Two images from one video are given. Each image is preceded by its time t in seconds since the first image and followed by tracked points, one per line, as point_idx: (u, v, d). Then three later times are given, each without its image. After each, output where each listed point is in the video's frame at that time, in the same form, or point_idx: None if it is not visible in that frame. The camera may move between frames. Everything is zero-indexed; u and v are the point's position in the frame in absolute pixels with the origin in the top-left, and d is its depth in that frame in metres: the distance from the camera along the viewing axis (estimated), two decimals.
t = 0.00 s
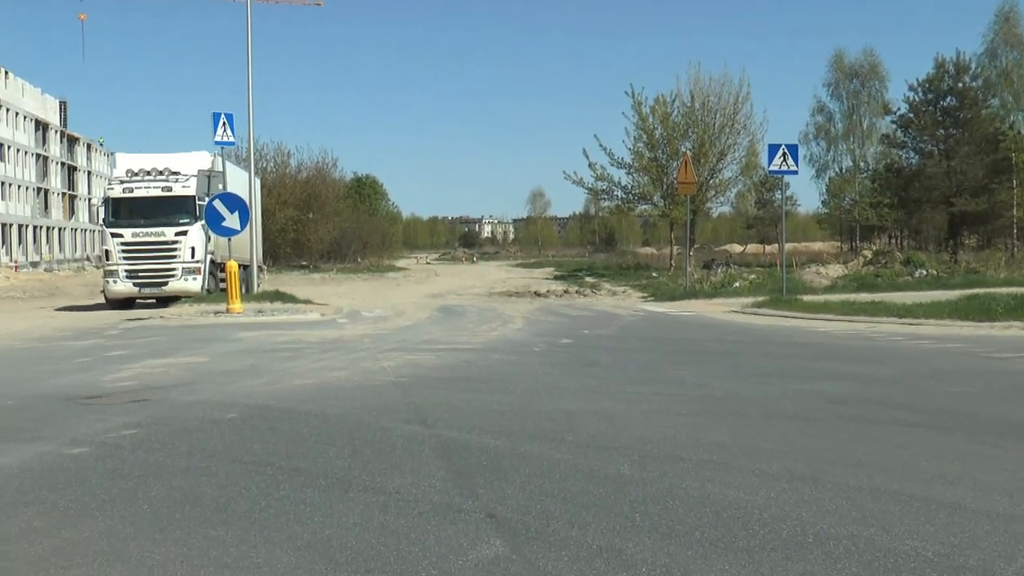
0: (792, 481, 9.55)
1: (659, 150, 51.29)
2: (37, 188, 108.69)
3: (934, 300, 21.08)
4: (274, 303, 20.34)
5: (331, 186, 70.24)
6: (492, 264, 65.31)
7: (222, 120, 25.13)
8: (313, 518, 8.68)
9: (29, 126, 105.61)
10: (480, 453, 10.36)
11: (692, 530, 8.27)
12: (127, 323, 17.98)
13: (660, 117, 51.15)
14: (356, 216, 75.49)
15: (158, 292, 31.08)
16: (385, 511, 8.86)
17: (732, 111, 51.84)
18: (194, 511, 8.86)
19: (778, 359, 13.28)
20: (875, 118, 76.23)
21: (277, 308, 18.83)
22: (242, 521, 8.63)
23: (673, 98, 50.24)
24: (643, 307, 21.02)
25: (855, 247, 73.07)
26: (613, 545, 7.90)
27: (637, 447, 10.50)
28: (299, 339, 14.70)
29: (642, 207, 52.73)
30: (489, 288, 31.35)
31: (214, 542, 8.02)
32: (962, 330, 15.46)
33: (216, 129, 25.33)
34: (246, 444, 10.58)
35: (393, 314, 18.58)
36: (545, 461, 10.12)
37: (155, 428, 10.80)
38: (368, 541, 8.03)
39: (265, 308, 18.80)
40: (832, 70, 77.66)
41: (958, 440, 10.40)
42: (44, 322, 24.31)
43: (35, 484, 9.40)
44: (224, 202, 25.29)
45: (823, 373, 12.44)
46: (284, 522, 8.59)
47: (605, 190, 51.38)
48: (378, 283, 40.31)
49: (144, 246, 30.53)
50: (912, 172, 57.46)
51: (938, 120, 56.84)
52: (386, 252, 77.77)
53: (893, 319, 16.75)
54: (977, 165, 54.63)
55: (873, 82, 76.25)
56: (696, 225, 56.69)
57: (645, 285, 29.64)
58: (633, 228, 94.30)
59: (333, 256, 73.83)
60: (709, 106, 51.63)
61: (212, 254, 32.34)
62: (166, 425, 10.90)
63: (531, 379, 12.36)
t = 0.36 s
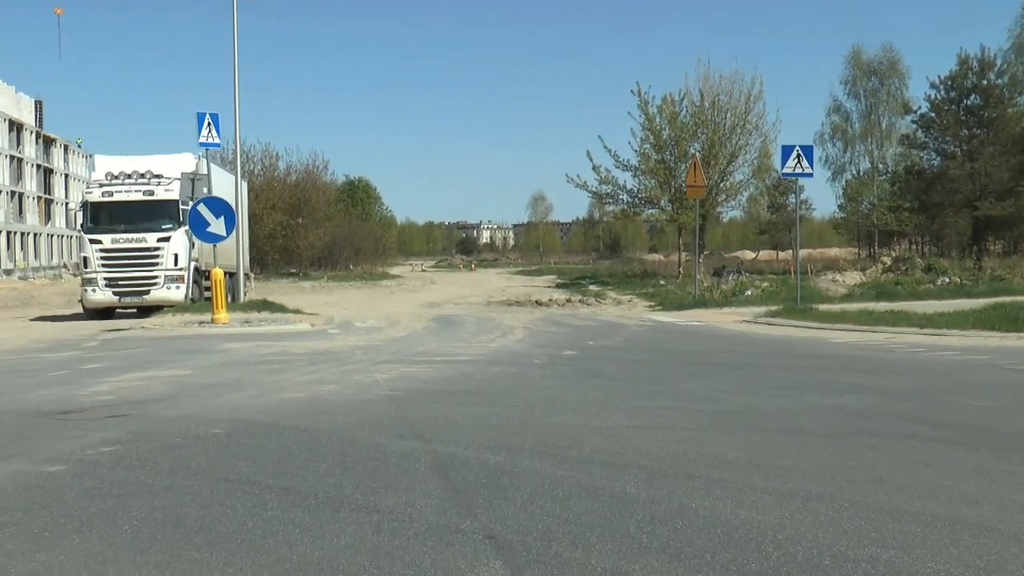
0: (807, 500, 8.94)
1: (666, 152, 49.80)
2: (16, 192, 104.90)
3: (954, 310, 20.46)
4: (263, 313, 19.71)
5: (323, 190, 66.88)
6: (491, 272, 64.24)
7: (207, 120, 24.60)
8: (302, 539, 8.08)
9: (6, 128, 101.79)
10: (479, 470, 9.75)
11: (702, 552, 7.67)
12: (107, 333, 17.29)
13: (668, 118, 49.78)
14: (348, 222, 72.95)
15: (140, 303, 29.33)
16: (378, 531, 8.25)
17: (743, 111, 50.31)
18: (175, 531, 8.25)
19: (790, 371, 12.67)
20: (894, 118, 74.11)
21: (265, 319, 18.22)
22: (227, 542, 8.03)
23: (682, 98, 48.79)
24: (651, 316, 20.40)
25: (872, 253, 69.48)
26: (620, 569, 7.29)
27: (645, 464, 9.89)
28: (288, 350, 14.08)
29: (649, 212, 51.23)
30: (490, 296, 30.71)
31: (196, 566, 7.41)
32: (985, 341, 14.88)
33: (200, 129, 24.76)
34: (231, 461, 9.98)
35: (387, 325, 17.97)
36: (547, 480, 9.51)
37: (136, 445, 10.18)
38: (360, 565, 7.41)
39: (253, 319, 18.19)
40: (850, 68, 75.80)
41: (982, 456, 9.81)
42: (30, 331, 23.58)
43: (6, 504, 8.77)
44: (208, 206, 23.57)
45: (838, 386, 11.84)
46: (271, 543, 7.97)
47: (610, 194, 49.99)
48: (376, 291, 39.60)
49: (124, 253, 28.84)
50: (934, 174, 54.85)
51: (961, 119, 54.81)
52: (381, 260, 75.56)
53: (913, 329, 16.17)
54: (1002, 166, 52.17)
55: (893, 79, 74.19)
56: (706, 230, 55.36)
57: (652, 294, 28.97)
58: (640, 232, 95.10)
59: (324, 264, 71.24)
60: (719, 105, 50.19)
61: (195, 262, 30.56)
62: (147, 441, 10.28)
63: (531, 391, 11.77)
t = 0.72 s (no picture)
0: (825, 515, 8.37)
1: (674, 150, 47.54)
2: None
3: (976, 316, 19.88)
4: (251, 320, 19.14)
5: (313, 189, 64.27)
6: (493, 276, 63.24)
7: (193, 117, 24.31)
8: (291, 557, 7.52)
9: None
10: (478, 484, 9.18)
11: (714, 572, 7.11)
12: (88, 341, 16.70)
13: (676, 114, 47.57)
14: (340, 223, 70.59)
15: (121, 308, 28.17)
16: (370, 549, 7.68)
17: (755, 107, 47.98)
18: (155, 548, 7.69)
19: (803, 378, 12.10)
20: (915, 113, 70.67)
21: (252, 326, 17.67)
22: (210, 559, 7.47)
23: (691, 92, 46.46)
24: (659, 323, 19.84)
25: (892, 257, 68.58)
26: None
27: (653, 478, 9.33)
28: (278, 358, 13.50)
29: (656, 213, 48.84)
30: (492, 302, 30.11)
31: None
32: (1012, 348, 14.32)
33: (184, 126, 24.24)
34: (218, 474, 9.42)
35: (382, 332, 17.39)
36: (551, 494, 8.93)
37: (116, 458, 9.61)
38: None
39: (240, 326, 17.64)
40: (867, 61, 72.27)
41: (1008, 470, 9.26)
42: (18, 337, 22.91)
43: None
44: (192, 207, 22.50)
45: (855, 396, 11.28)
46: (256, 561, 7.42)
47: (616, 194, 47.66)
48: (375, 296, 38.94)
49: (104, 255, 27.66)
50: (956, 172, 53.12)
51: (986, 116, 53.81)
52: (373, 264, 73.38)
53: (935, 336, 15.58)
54: None
55: (914, 72, 70.83)
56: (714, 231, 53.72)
57: (660, 299, 28.36)
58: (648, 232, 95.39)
59: (315, 267, 69.16)
60: (730, 101, 47.95)
61: (180, 266, 29.38)
62: (128, 454, 9.71)
63: (532, 401, 11.21)
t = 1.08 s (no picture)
0: (842, 532, 7.86)
1: (682, 150, 45.71)
2: None
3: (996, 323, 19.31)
4: (240, 327, 18.63)
5: (304, 191, 60.86)
6: (493, 280, 62.52)
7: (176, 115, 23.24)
8: None
9: None
10: (477, 499, 8.66)
11: None
12: (71, 348, 16.19)
13: (685, 111, 45.53)
14: (333, 225, 67.46)
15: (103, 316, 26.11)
16: (361, 567, 7.17)
17: (767, 104, 45.50)
18: (133, 565, 7.18)
19: (816, 388, 11.58)
20: (935, 110, 68.08)
21: (241, 333, 17.13)
22: None
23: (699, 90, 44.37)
24: (667, 331, 19.29)
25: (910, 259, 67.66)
26: None
27: (661, 492, 8.81)
28: (269, 367, 12.97)
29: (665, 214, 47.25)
30: (494, 308, 29.55)
31: None
32: None
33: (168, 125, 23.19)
34: (203, 487, 8.90)
35: (377, 340, 16.84)
36: (554, 510, 8.41)
37: (96, 472, 9.08)
38: None
39: (229, 333, 17.11)
40: (885, 56, 69.66)
41: None
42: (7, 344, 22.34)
43: None
44: (178, 208, 20.98)
45: (871, 406, 10.75)
46: None
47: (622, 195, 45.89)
48: (374, 302, 38.37)
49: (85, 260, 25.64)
50: (978, 172, 52.11)
51: (1010, 113, 53.12)
52: (368, 268, 70.46)
53: (956, 345, 15.03)
54: None
55: (933, 67, 68.21)
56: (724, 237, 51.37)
57: (669, 305, 27.82)
58: (656, 233, 94.75)
59: (307, 272, 66.35)
60: (740, 98, 45.46)
61: (165, 271, 27.43)
62: (109, 467, 9.18)
63: (533, 411, 10.68)
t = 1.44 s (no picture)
0: (859, 546, 7.35)
1: (690, 145, 42.11)
2: None
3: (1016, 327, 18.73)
4: (229, 331, 18.12)
5: (295, 188, 57.95)
6: (495, 283, 61.58)
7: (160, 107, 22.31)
8: None
9: None
10: (477, 512, 8.13)
11: None
12: (53, 354, 15.69)
13: (692, 104, 42.03)
14: (325, 225, 64.44)
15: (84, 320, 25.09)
16: None
17: (779, 98, 42.24)
18: None
19: (831, 395, 11.07)
20: (955, 104, 64.65)
21: (228, 338, 16.66)
22: None
23: (709, 82, 40.87)
24: (675, 335, 18.75)
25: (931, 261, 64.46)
26: None
27: (669, 505, 8.28)
28: (260, 373, 12.46)
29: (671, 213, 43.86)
30: (496, 312, 28.95)
31: None
32: None
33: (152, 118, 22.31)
34: (187, 498, 8.39)
35: (370, 346, 16.28)
36: (557, 523, 7.87)
37: (75, 483, 8.56)
38: None
39: (214, 338, 16.66)
40: (903, 47, 66.49)
41: None
42: None
43: None
44: (163, 207, 20.02)
45: (888, 415, 10.24)
46: None
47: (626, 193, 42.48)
48: (374, 305, 37.72)
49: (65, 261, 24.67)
50: (1002, 169, 50.72)
51: None
52: (362, 269, 67.49)
53: (978, 351, 14.53)
54: None
55: (954, 58, 64.97)
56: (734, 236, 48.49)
57: (680, 308, 27.21)
58: (663, 234, 93.66)
59: (299, 274, 62.75)
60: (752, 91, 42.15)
61: (149, 273, 26.36)
62: (89, 479, 8.67)
63: (535, 418, 10.16)
